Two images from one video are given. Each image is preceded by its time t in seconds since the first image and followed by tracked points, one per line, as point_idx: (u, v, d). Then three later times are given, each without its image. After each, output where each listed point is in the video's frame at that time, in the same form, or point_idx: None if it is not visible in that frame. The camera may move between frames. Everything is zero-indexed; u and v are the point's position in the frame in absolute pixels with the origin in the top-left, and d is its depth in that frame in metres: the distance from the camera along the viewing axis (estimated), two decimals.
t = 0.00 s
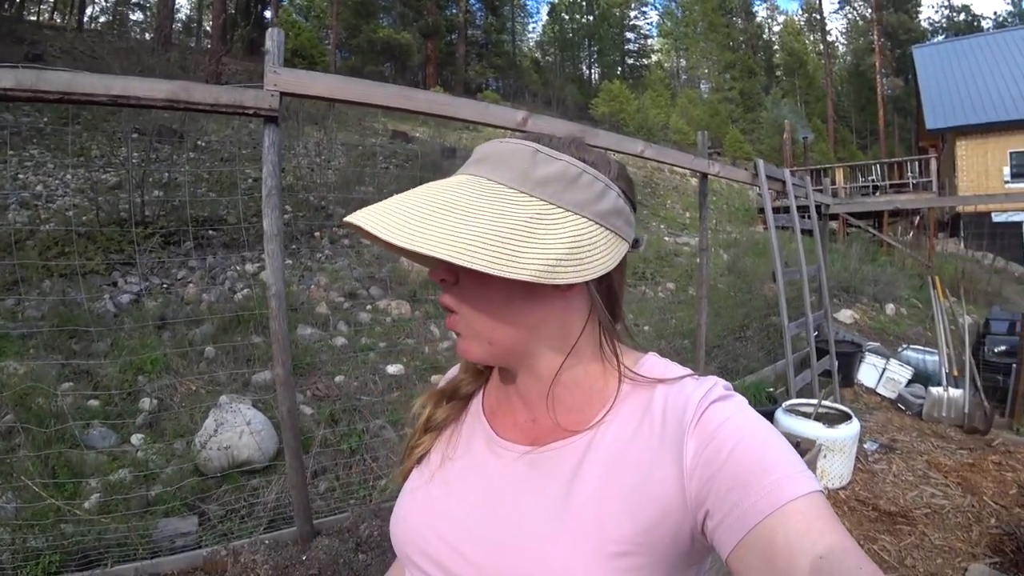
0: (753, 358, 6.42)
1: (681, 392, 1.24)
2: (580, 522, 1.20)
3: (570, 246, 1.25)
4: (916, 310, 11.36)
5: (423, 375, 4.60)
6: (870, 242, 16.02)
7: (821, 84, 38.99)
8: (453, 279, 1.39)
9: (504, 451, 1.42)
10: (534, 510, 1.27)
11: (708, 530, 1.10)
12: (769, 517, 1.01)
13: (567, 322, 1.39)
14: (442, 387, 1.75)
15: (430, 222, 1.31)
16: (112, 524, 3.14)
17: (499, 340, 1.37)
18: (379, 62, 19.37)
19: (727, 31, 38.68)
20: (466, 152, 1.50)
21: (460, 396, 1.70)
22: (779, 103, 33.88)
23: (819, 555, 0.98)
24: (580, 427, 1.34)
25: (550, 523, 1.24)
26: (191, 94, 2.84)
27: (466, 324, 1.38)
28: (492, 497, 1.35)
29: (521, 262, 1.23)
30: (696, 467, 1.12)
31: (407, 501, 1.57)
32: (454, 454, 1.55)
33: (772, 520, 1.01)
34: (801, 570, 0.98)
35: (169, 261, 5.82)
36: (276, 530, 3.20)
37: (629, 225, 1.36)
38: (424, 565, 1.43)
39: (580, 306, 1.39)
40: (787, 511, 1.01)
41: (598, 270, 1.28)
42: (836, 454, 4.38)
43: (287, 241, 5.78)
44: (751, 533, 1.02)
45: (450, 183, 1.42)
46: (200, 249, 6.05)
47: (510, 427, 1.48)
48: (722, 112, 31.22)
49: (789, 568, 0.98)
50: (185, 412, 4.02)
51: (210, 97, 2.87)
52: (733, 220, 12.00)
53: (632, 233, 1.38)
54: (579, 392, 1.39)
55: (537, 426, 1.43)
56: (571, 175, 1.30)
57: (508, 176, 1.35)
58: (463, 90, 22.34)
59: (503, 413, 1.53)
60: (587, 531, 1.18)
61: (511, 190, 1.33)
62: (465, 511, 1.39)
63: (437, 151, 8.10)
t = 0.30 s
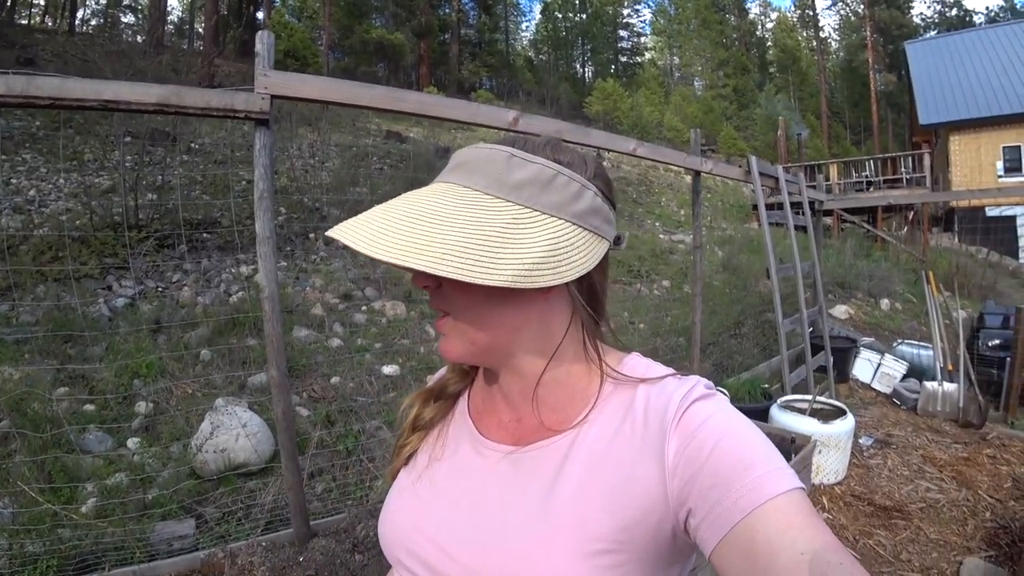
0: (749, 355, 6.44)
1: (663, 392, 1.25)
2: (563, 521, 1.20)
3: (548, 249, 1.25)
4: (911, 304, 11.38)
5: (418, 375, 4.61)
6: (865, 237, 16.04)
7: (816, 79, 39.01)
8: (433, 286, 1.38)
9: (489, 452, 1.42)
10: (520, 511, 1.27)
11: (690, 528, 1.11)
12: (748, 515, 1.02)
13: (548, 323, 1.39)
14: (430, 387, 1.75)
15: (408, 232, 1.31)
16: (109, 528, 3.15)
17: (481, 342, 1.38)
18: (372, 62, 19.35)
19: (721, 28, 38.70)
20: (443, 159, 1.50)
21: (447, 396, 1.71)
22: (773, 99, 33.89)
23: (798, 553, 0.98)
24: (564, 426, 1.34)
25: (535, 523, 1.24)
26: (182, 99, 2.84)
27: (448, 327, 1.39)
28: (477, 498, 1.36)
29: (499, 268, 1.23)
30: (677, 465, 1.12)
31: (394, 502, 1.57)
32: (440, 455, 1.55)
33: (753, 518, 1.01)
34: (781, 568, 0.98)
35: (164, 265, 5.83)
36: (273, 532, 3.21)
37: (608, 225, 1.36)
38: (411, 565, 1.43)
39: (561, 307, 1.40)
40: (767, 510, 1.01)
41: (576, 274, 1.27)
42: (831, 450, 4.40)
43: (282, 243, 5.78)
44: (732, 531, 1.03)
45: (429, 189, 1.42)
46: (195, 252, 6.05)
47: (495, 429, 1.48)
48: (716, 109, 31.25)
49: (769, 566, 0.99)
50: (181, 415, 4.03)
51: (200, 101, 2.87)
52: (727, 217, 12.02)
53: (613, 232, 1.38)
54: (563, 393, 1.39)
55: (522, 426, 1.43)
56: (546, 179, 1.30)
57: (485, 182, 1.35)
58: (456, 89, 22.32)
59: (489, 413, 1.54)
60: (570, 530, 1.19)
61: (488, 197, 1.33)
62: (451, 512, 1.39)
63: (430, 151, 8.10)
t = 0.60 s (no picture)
0: (748, 354, 6.45)
1: (663, 392, 1.25)
2: (564, 522, 1.20)
3: (551, 247, 1.25)
4: (909, 303, 11.41)
5: (418, 374, 4.60)
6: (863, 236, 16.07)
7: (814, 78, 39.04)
8: (437, 282, 1.38)
9: (491, 452, 1.42)
10: (521, 512, 1.27)
11: (691, 528, 1.11)
12: (750, 515, 1.02)
13: (550, 322, 1.39)
14: (430, 387, 1.74)
15: (413, 227, 1.31)
16: (108, 529, 3.16)
17: (483, 340, 1.38)
18: (370, 62, 19.31)
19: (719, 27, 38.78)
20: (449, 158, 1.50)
21: (447, 396, 1.70)
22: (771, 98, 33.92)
23: (798, 553, 0.98)
24: (565, 426, 1.34)
25: (536, 524, 1.24)
26: (181, 98, 2.82)
27: (449, 324, 1.39)
28: (478, 498, 1.36)
29: (503, 265, 1.23)
30: (677, 465, 1.12)
31: (395, 503, 1.57)
32: (441, 456, 1.55)
33: (754, 518, 1.01)
34: (781, 567, 0.98)
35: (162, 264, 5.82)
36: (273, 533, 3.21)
37: (611, 226, 1.35)
38: (412, 565, 1.43)
39: (563, 307, 1.39)
40: (768, 510, 1.01)
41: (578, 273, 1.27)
42: (831, 449, 4.42)
43: (281, 242, 5.77)
44: (731, 532, 1.03)
45: (433, 187, 1.42)
46: (193, 252, 6.04)
47: (497, 429, 1.48)
48: (714, 108, 31.27)
49: (769, 566, 0.99)
50: (180, 416, 4.02)
51: (199, 100, 2.86)
52: (726, 216, 12.03)
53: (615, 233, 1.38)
54: (565, 393, 1.39)
55: (523, 426, 1.43)
56: (551, 179, 1.29)
57: (490, 181, 1.35)
58: (455, 88, 22.28)
59: (490, 413, 1.54)
60: (571, 530, 1.19)
61: (494, 195, 1.33)
62: (453, 512, 1.40)
63: (429, 150, 8.10)
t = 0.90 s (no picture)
0: (748, 358, 6.46)
1: (661, 393, 1.25)
2: (563, 522, 1.20)
3: (549, 247, 1.25)
4: (909, 309, 11.42)
5: (418, 373, 4.60)
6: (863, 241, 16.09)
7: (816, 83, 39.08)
8: (433, 282, 1.39)
9: (489, 454, 1.42)
10: (520, 514, 1.27)
11: (690, 529, 1.10)
12: (748, 515, 1.02)
13: (548, 322, 1.39)
14: (427, 391, 1.74)
15: (412, 225, 1.31)
16: (105, 523, 3.15)
17: (479, 340, 1.37)
18: (374, 60, 19.32)
19: (721, 31, 38.93)
20: (448, 158, 1.50)
21: (444, 399, 1.70)
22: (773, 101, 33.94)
23: (797, 553, 0.98)
24: (564, 427, 1.34)
25: (537, 524, 1.24)
26: (185, 92, 2.82)
27: (443, 323, 1.39)
28: (477, 500, 1.36)
29: (501, 264, 1.23)
30: (676, 466, 1.12)
31: (393, 506, 1.57)
32: (439, 459, 1.55)
33: (752, 518, 1.01)
34: (779, 568, 0.98)
35: (162, 259, 5.81)
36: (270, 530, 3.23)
37: (609, 226, 1.35)
38: (409, 567, 1.43)
39: (559, 308, 1.39)
40: (764, 510, 1.01)
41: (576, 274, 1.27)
42: (830, 454, 4.42)
43: (282, 239, 5.77)
44: (729, 533, 1.03)
45: (431, 185, 1.42)
46: (194, 247, 6.04)
47: (494, 430, 1.48)
48: (716, 111, 31.29)
49: (769, 566, 0.98)
50: (178, 411, 4.02)
51: (202, 95, 2.85)
52: (728, 219, 12.04)
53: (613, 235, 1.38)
54: (563, 396, 1.39)
55: (521, 427, 1.43)
56: (549, 178, 1.29)
57: (488, 180, 1.34)
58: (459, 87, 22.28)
59: (488, 414, 1.54)
60: (571, 531, 1.19)
61: (491, 194, 1.33)
62: (450, 513, 1.40)
63: (432, 149, 8.09)
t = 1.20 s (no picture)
0: (755, 356, 6.42)
1: (655, 391, 1.24)
2: (558, 521, 1.20)
3: (549, 245, 1.25)
4: (918, 306, 11.30)
5: (423, 372, 4.62)
6: (872, 238, 15.94)
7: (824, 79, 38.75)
8: (433, 276, 1.38)
9: (486, 453, 1.41)
10: (517, 512, 1.26)
11: (683, 526, 1.10)
12: (742, 513, 1.01)
13: (546, 321, 1.39)
14: (423, 390, 1.74)
15: (414, 220, 1.30)
16: (114, 523, 3.19)
17: (478, 336, 1.37)
18: (379, 61, 19.35)
19: (727, 27, 38.72)
20: (447, 154, 1.49)
21: (440, 399, 1.70)
22: (780, 97, 33.69)
23: (789, 550, 0.97)
24: (560, 426, 1.34)
25: (533, 523, 1.23)
26: (188, 96, 2.85)
27: (441, 318, 1.38)
28: (474, 499, 1.35)
29: (505, 261, 1.24)
30: (670, 464, 1.11)
31: (390, 506, 1.56)
32: (436, 458, 1.55)
33: (745, 516, 1.01)
34: (771, 566, 0.97)
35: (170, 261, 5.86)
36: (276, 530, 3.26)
37: (607, 225, 1.35)
38: (405, 566, 1.43)
39: (557, 306, 1.39)
40: (757, 508, 1.01)
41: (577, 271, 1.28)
42: (837, 452, 4.38)
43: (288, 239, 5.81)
44: (722, 531, 1.02)
45: (431, 180, 1.41)
46: (201, 249, 6.09)
47: (491, 429, 1.48)
48: (722, 108, 31.11)
49: (761, 564, 0.98)
50: (186, 412, 4.06)
51: (205, 98, 2.87)
52: (734, 217, 11.97)
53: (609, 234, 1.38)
54: (560, 394, 1.38)
55: (517, 426, 1.42)
56: (549, 176, 1.29)
57: (488, 176, 1.34)
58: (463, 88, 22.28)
59: (484, 413, 1.53)
60: (566, 529, 1.18)
61: (491, 190, 1.33)
62: (447, 512, 1.39)
63: (436, 149, 8.10)
